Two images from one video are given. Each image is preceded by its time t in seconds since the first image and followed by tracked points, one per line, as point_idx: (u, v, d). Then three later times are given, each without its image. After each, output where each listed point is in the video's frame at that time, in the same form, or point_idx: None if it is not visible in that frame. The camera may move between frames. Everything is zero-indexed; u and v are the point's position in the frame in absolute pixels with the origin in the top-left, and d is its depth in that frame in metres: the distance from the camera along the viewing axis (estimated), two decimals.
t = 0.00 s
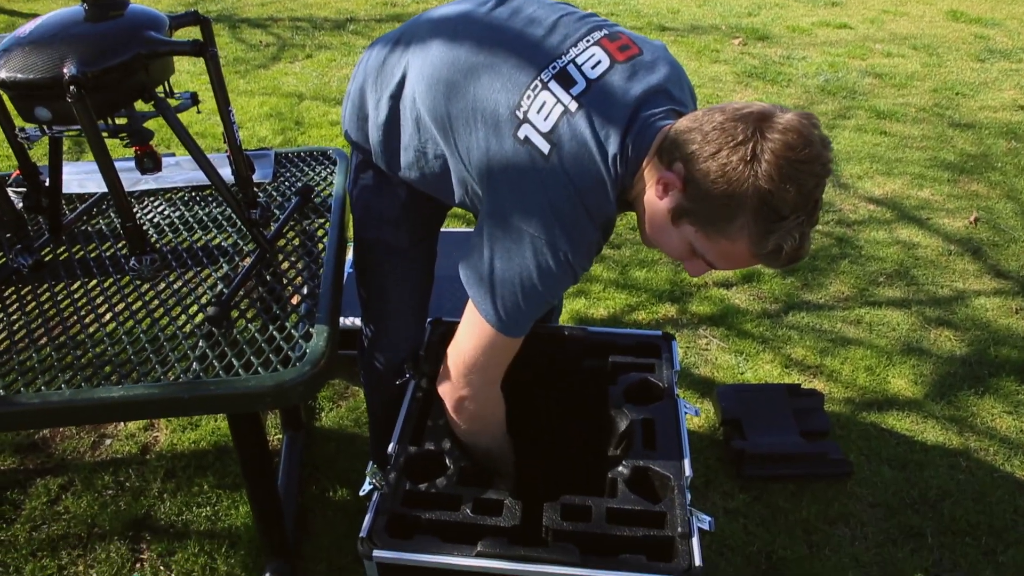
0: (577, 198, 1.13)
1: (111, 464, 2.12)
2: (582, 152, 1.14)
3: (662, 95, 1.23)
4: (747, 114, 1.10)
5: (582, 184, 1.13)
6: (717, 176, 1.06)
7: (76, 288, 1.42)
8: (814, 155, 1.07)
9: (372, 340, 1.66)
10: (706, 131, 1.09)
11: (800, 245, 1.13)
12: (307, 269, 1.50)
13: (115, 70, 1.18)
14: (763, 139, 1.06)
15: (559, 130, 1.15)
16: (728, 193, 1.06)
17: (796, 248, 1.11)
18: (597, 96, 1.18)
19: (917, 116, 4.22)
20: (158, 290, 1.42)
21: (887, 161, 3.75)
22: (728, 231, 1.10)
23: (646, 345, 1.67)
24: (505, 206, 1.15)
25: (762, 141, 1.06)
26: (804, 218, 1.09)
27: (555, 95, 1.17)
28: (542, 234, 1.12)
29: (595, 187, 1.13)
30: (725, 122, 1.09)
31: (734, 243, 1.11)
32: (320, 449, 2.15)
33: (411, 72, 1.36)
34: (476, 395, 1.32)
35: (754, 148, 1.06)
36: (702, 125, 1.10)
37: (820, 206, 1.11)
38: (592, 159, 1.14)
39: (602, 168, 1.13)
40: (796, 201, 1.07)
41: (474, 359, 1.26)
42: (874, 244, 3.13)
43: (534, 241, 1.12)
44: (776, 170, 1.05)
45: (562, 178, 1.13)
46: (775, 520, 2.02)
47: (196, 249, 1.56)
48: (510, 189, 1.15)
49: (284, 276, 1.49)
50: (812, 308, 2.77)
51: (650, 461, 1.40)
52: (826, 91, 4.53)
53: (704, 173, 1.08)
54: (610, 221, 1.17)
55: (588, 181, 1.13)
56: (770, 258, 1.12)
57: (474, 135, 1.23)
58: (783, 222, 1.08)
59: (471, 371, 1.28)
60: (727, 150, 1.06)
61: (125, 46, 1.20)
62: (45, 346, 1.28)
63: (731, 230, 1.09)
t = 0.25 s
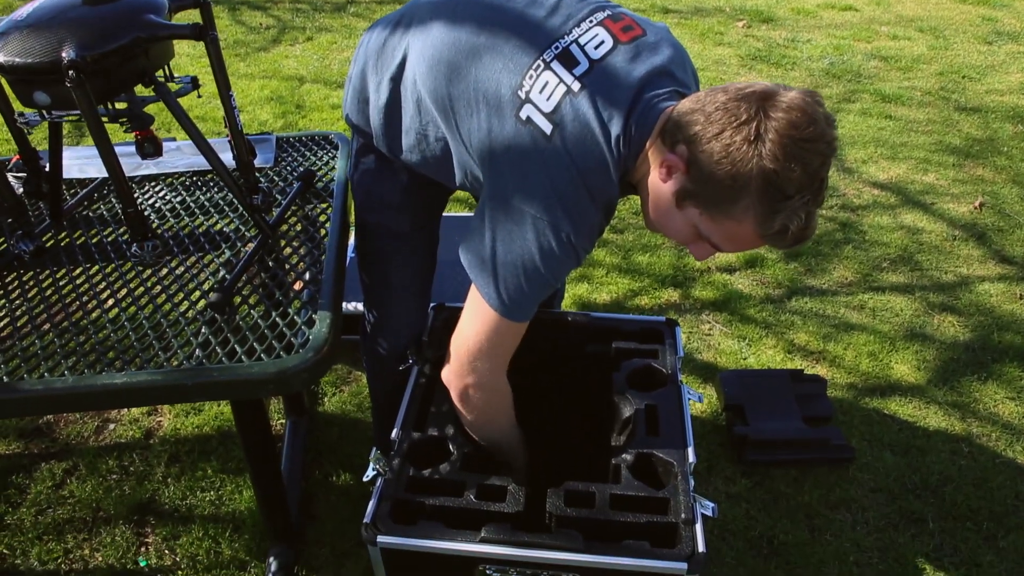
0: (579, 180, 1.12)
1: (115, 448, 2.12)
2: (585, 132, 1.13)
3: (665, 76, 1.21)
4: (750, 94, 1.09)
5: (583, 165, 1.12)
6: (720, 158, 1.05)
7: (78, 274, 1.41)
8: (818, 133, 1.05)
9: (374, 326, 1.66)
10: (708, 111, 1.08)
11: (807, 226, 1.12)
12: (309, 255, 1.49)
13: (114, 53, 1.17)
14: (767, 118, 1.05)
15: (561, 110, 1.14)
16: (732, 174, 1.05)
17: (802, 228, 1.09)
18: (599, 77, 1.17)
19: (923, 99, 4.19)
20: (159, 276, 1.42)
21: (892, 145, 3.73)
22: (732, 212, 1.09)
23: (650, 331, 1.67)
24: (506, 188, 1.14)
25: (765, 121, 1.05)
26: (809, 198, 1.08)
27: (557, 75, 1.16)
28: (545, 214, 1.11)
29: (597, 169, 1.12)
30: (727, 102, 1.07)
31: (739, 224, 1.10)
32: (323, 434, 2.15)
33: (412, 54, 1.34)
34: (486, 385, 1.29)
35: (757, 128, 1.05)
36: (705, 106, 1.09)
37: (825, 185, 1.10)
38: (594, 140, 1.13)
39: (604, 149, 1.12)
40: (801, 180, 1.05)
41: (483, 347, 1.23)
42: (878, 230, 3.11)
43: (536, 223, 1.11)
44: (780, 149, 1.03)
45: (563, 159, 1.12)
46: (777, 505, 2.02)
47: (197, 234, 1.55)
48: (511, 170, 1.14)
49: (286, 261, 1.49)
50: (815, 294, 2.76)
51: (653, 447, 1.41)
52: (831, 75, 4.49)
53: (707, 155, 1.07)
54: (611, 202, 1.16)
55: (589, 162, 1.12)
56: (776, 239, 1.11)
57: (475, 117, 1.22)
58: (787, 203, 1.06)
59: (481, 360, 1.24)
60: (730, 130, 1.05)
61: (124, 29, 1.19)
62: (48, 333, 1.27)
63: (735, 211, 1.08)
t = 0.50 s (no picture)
0: (574, 149, 1.09)
1: (116, 436, 2.12)
2: (580, 99, 1.10)
3: (663, 44, 1.19)
4: (747, 50, 1.03)
5: (579, 135, 1.09)
6: (717, 118, 1.00)
7: (77, 263, 1.40)
8: (819, 86, 0.99)
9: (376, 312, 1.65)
10: (703, 72, 1.03)
11: (814, 184, 1.05)
12: (309, 243, 1.48)
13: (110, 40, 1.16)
14: (763, 73, 0.99)
15: (556, 78, 1.11)
16: (730, 135, 1.00)
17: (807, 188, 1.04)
18: (595, 45, 1.14)
19: (928, 86, 4.15)
20: (158, 266, 1.41)
21: (897, 132, 3.70)
22: (734, 176, 1.03)
23: (651, 321, 1.65)
24: (500, 159, 1.11)
25: (762, 76, 0.99)
26: (813, 155, 1.02)
27: (552, 43, 1.14)
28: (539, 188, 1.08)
29: (592, 139, 1.09)
30: (723, 61, 1.02)
31: (742, 188, 1.05)
32: (324, 423, 2.15)
33: (408, 29, 1.32)
34: (483, 362, 1.25)
35: (754, 84, 0.99)
36: (700, 66, 1.04)
37: (830, 141, 1.04)
38: (590, 108, 1.10)
39: (600, 117, 1.09)
40: (802, 136, 1.00)
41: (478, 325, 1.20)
42: (882, 218, 3.09)
43: (529, 195, 1.09)
44: (778, 104, 0.98)
45: (558, 129, 1.09)
46: (779, 494, 2.02)
47: (196, 222, 1.54)
48: (504, 141, 1.12)
49: (286, 249, 1.48)
50: (818, 282, 2.75)
51: (655, 437, 1.40)
52: (836, 61, 4.45)
53: (704, 117, 1.02)
54: (608, 174, 1.13)
55: (585, 132, 1.09)
56: (782, 200, 1.05)
57: (470, 90, 1.20)
58: (788, 161, 1.01)
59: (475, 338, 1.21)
60: (726, 89, 1.00)
61: (120, 15, 1.18)
62: (46, 323, 1.27)
63: (737, 174, 1.03)
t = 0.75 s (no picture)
0: (546, 93, 1.01)
1: (116, 428, 2.12)
2: (554, 41, 1.02)
3: None
4: None
5: (552, 78, 1.01)
6: (694, 40, 0.91)
7: (74, 255, 1.39)
8: None
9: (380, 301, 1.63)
10: None
11: (810, 108, 0.94)
12: (308, 234, 1.47)
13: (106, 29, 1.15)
14: None
15: (530, 19, 1.03)
16: (708, 56, 0.91)
17: (800, 107, 0.92)
18: None
19: (933, 75, 4.12)
20: (156, 257, 1.40)
21: (901, 122, 3.67)
22: (718, 104, 0.93)
23: (652, 313, 1.64)
24: (466, 101, 1.02)
25: None
26: (804, 70, 0.91)
27: None
28: (504, 134, 1.00)
29: (567, 84, 1.02)
30: None
31: (730, 117, 0.95)
32: (325, 414, 2.14)
33: None
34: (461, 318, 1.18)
35: None
36: None
37: (822, 55, 0.93)
38: (565, 51, 1.02)
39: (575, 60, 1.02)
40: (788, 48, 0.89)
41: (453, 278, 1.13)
42: (886, 208, 3.07)
43: (496, 140, 1.00)
44: (756, 15, 0.88)
45: (531, 71, 1.01)
46: (780, 486, 2.02)
47: (194, 213, 1.53)
48: (471, 82, 1.03)
49: (285, 241, 1.47)
50: (821, 274, 2.73)
51: (656, 430, 1.39)
52: (840, 50, 4.41)
53: (681, 42, 0.93)
54: (582, 123, 1.05)
55: (559, 77, 1.01)
56: (775, 126, 0.94)
57: (448, 42, 1.13)
58: (773, 79, 0.90)
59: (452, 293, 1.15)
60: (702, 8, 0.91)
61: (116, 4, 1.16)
62: (43, 315, 1.26)
63: (720, 101, 0.93)
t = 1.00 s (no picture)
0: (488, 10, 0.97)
1: (116, 422, 2.12)
2: None
3: None
4: None
5: None
6: None
7: (72, 250, 1.39)
8: None
9: (383, 291, 1.61)
10: None
11: (778, 3, 0.91)
12: (306, 229, 1.46)
13: (102, 23, 1.14)
14: None
15: None
16: None
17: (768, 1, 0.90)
18: None
19: (937, 68, 4.09)
20: (154, 252, 1.40)
21: (904, 115, 3.65)
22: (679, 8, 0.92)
23: (652, 309, 1.63)
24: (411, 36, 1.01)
25: None
26: None
27: None
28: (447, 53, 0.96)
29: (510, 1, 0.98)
30: None
31: (695, 23, 0.93)
32: (324, 409, 2.14)
33: None
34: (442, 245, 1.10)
35: None
36: None
37: None
38: None
39: None
40: None
41: (413, 196, 1.06)
42: (888, 202, 3.06)
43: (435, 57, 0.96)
44: None
45: None
46: (782, 482, 2.01)
47: (193, 208, 1.52)
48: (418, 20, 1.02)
49: (283, 236, 1.46)
50: (823, 268, 2.72)
51: (656, 427, 1.38)
52: (843, 42, 4.38)
53: None
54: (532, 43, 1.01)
55: None
56: (743, 25, 0.91)
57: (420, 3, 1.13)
58: None
59: (412, 211, 1.07)
60: None
61: None
62: (41, 311, 1.25)
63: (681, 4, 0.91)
